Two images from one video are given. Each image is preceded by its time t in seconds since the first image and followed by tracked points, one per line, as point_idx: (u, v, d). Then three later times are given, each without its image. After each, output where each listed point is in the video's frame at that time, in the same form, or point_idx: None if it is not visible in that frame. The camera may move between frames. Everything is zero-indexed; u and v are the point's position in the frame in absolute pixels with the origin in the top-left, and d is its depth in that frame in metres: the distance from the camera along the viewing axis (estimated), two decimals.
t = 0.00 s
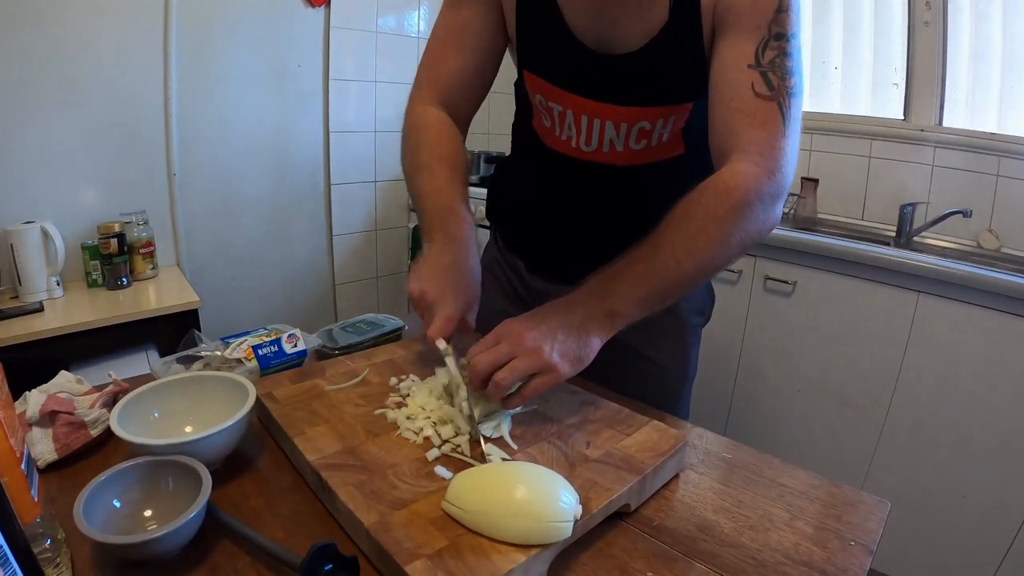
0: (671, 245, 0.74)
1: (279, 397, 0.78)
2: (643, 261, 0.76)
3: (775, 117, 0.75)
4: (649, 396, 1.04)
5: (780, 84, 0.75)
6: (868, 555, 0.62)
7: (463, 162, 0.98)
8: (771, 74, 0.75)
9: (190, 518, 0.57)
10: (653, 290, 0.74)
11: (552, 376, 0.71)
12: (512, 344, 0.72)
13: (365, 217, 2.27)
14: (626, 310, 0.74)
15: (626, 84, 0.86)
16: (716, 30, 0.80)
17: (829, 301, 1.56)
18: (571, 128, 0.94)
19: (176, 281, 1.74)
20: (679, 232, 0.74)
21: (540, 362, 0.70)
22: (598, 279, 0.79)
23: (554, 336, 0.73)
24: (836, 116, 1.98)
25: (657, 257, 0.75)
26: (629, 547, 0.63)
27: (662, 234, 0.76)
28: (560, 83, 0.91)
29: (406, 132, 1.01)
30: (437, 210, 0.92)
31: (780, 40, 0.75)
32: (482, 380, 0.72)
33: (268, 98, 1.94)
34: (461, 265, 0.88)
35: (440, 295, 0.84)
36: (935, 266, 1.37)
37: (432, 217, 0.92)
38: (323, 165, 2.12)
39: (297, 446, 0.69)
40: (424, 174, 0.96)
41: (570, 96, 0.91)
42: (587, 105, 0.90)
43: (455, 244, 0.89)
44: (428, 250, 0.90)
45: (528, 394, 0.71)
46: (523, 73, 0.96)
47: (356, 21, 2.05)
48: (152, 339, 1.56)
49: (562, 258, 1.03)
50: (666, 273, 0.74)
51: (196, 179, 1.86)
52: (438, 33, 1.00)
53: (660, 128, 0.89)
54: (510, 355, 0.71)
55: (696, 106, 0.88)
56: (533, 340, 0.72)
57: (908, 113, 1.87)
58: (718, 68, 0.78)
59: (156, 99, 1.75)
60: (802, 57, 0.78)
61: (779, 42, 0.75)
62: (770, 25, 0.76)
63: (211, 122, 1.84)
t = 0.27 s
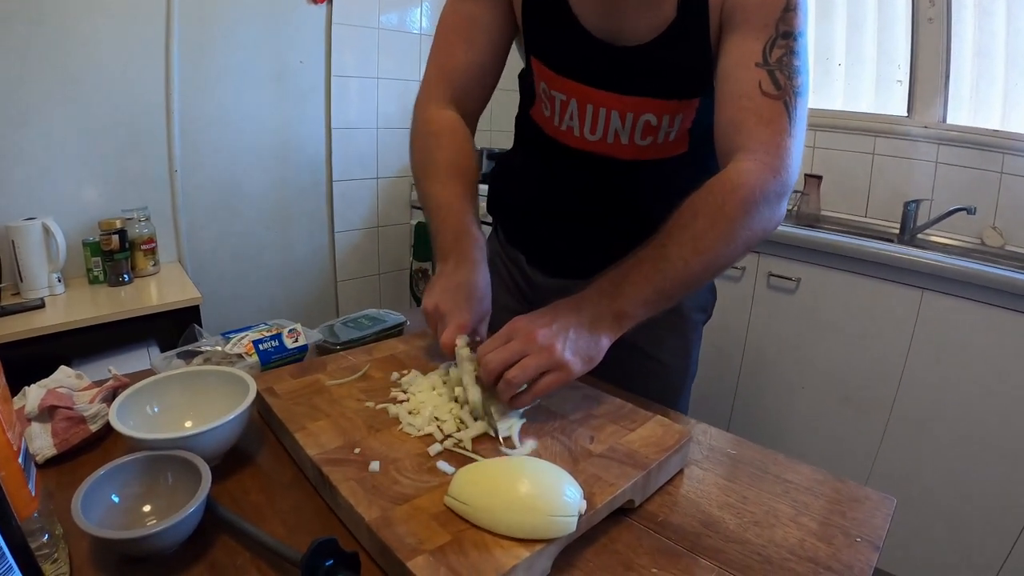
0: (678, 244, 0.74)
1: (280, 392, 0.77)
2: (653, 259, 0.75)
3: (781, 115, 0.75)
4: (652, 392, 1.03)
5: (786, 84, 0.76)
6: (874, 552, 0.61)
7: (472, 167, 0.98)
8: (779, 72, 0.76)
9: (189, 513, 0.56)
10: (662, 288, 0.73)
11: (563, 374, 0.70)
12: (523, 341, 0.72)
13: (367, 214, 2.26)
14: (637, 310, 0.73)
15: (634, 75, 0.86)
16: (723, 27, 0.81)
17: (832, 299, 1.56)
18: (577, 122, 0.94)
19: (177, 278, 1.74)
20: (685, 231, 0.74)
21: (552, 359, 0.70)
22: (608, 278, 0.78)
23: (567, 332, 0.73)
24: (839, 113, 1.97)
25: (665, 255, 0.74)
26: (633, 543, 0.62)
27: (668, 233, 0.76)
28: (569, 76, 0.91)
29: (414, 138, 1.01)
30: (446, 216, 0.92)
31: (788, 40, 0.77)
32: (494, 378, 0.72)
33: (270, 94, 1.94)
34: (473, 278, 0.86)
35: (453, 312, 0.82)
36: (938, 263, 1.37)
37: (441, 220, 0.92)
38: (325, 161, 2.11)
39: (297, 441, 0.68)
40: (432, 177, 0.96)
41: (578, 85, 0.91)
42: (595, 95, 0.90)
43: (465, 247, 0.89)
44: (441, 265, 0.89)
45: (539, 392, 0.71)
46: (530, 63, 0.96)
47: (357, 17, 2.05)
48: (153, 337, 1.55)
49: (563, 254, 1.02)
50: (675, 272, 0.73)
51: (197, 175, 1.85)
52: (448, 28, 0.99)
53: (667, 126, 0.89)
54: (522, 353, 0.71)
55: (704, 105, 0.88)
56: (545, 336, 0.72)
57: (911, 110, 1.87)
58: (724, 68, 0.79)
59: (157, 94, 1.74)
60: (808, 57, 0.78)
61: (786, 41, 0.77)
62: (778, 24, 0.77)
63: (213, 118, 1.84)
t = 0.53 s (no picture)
0: (686, 246, 0.73)
1: (284, 392, 0.77)
2: (662, 261, 0.74)
3: (787, 115, 0.76)
4: (657, 392, 1.03)
5: (792, 85, 0.76)
6: (880, 553, 0.61)
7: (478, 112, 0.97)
8: (784, 74, 0.76)
9: (195, 513, 0.56)
10: (671, 289, 0.73)
11: (575, 380, 0.70)
12: (537, 346, 0.71)
13: (369, 213, 2.26)
14: (648, 314, 0.72)
15: (638, 75, 0.86)
16: (728, 27, 0.81)
17: (834, 299, 1.56)
18: (580, 120, 0.93)
19: (180, 277, 1.74)
20: (692, 233, 0.74)
21: (566, 366, 0.69)
22: (618, 279, 0.77)
23: (580, 337, 0.71)
24: (841, 113, 1.97)
25: (673, 257, 0.74)
26: (639, 544, 0.62)
27: (674, 235, 0.76)
28: (572, 74, 0.90)
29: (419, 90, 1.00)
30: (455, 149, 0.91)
31: (793, 41, 0.77)
32: (508, 384, 0.71)
33: (272, 93, 1.93)
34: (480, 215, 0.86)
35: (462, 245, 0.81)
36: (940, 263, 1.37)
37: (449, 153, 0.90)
38: (328, 161, 2.11)
39: (302, 441, 0.68)
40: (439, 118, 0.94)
41: (581, 83, 0.90)
42: (598, 94, 0.89)
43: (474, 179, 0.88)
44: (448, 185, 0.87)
45: (551, 396, 0.70)
46: (533, 59, 0.95)
47: (360, 16, 2.05)
48: (155, 336, 1.55)
49: (565, 252, 1.01)
50: (685, 274, 0.72)
51: (199, 175, 1.85)
52: (452, 26, 0.99)
53: (668, 125, 0.88)
54: (535, 359, 0.70)
55: (705, 104, 0.88)
56: (558, 341, 0.71)
57: (913, 110, 1.86)
58: (729, 70, 0.79)
59: (160, 93, 1.74)
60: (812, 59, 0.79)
61: (791, 43, 0.77)
62: (783, 25, 0.77)
63: (215, 117, 1.84)
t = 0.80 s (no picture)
0: (695, 255, 0.74)
1: (293, 396, 0.77)
2: (674, 270, 0.75)
3: (793, 121, 0.76)
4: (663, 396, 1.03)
5: (798, 90, 0.77)
6: (886, 556, 0.61)
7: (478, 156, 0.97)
8: (790, 80, 0.77)
9: (206, 518, 0.56)
10: (683, 299, 0.73)
11: (591, 387, 0.70)
12: (555, 350, 0.71)
13: (373, 215, 2.26)
14: (663, 323, 0.74)
15: (645, 81, 0.86)
16: (735, 36, 0.82)
17: (837, 302, 1.56)
18: (589, 129, 0.93)
19: (183, 278, 1.73)
20: (700, 241, 0.74)
21: (583, 370, 0.70)
22: (632, 290, 0.78)
23: (598, 343, 0.72)
24: (845, 116, 1.98)
25: (685, 266, 0.74)
26: (649, 548, 0.62)
27: (683, 244, 0.76)
28: (580, 83, 0.90)
29: (418, 126, 1.00)
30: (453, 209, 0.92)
31: (799, 47, 0.78)
32: (524, 386, 0.71)
33: (277, 94, 1.93)
34: (480, 266, 0.88)
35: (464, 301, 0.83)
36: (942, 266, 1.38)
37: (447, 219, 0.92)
38: (332, 162, 2.11)
39: (312, 445, 0.68)
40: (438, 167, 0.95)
41: (589, 94, 0.90)
42: (605, 103, 0.89)
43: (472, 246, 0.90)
44: (447, 252, 0.90)
45: (565, 402, 0.70)
46: (540, 69, 0.95)
47: (365, 18, 2.05)
48: (159, 337, 1.55)
49: (570, 256, 1.02)
50: (698, 284, 0.73)
51: (204, 176, 1.85)
52: (451, 30, 0.99)
53: (675, 130, 0.89)
54: (553, 362, 0.71)
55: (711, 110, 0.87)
56: (577, 347, 0.72)
57: (917, 113, 1.87)
58: (737, 73, 0.79)
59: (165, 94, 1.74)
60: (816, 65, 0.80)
61: (797, 49, 0.78)
62: (789, 32, 0.78)
63: (220, 118, 1.84)
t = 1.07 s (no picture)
0: (697, 256, 0.74)
1: (298, 396, 0.78)
2: (676, 270, 0.75)
3: (794, 125, 0.76)
4: (667, 397, 1.04)
5: (799, 95, 0.77)
6: (888, 557, 0.61)
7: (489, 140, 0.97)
8: (791, 83, 0.77)
9: (212, 518, 0.56)
10: (687, 298, 0.74)
11: (598, 389, 0.71)
12: (559, 357, 0.72)
13: (375, 215, 2.26)
14: (663, 321, 0.74)
15: (649, 75, 0.86)
16: (738, 39, 0.82)
17: (839, 303, 1.57)
18: (589, 122, 0.93)
19: (186, 278, 1.73)
20: (701, 242, 0.75)
21: (588, 375, 0.70)
22: (634, 288, 0.78)
23: (601, 346, 0.73)
24: (846, 118, 1.99)
25: (687, 267, 0.74)
26: (653, 548, 0.62)
27: (684, 245, 0.77)
28: (582, 75, 0.91)
29: (429, 106, 0.99)
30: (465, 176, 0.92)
31: (800, 51, 0.78)
32: (530, 396, 0.72)
33: (280, 96, 1.93)
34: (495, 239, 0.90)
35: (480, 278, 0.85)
36: (941, 267, 1.38)
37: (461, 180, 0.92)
38: (335, 163, 2.11)
39: (318, 445, 0.68)
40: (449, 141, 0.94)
41: (593, 85, 0.90)
42: (609, 96, 0.89)
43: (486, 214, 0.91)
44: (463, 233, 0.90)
45: (573, 405, 0.71)
46: (542, 60, 0.95)
47: (367, 19, 2.05)
48: (163, 337, 1.55)
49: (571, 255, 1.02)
50: (701, 284, 0.73)
51: (206, 176, 1.85)
52: (455, 30, 0.99)
53: (676, 129, 0.89)
54: (559, 368, 0.71)
55: (713, 110, 0.88)
56: (580, 352, 0.72)
57: (919, 114, 1.88)
58: (737, 77, 0.80)
59: (168, 94, 1.74)
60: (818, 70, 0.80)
61: (799, 53, 0.78)
62: (791, 36, 0.78)
63: (223, 119, 1.84)
